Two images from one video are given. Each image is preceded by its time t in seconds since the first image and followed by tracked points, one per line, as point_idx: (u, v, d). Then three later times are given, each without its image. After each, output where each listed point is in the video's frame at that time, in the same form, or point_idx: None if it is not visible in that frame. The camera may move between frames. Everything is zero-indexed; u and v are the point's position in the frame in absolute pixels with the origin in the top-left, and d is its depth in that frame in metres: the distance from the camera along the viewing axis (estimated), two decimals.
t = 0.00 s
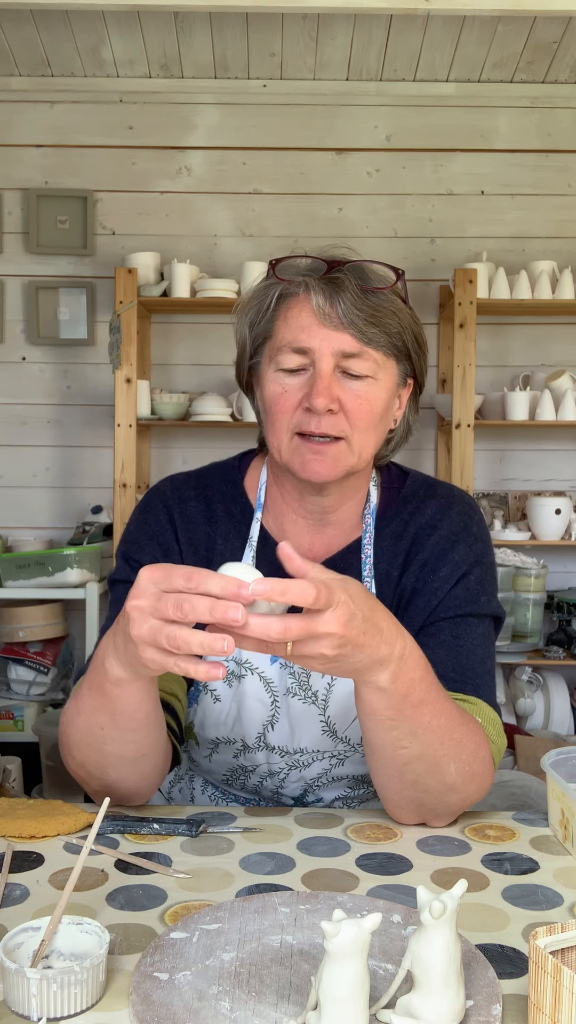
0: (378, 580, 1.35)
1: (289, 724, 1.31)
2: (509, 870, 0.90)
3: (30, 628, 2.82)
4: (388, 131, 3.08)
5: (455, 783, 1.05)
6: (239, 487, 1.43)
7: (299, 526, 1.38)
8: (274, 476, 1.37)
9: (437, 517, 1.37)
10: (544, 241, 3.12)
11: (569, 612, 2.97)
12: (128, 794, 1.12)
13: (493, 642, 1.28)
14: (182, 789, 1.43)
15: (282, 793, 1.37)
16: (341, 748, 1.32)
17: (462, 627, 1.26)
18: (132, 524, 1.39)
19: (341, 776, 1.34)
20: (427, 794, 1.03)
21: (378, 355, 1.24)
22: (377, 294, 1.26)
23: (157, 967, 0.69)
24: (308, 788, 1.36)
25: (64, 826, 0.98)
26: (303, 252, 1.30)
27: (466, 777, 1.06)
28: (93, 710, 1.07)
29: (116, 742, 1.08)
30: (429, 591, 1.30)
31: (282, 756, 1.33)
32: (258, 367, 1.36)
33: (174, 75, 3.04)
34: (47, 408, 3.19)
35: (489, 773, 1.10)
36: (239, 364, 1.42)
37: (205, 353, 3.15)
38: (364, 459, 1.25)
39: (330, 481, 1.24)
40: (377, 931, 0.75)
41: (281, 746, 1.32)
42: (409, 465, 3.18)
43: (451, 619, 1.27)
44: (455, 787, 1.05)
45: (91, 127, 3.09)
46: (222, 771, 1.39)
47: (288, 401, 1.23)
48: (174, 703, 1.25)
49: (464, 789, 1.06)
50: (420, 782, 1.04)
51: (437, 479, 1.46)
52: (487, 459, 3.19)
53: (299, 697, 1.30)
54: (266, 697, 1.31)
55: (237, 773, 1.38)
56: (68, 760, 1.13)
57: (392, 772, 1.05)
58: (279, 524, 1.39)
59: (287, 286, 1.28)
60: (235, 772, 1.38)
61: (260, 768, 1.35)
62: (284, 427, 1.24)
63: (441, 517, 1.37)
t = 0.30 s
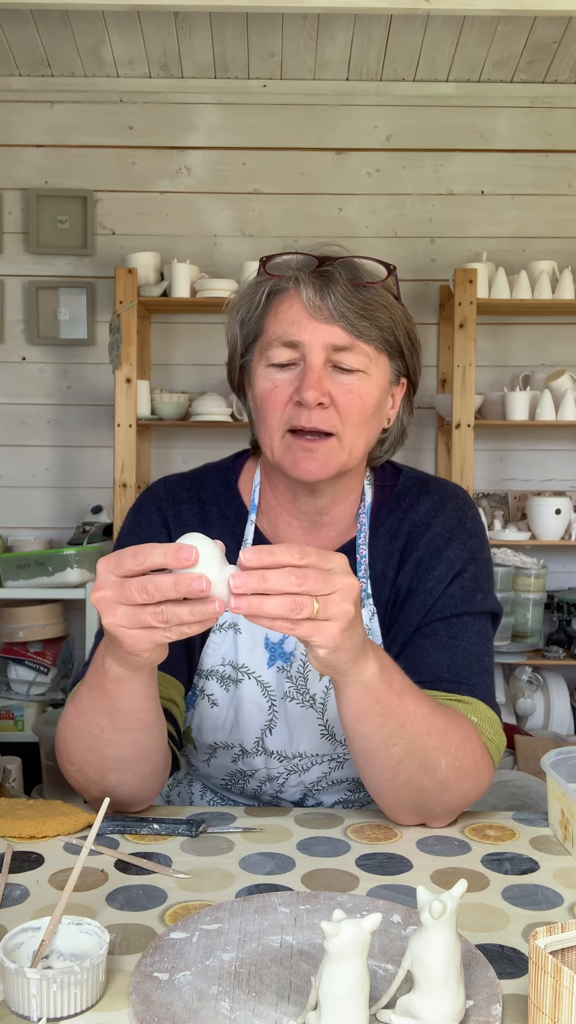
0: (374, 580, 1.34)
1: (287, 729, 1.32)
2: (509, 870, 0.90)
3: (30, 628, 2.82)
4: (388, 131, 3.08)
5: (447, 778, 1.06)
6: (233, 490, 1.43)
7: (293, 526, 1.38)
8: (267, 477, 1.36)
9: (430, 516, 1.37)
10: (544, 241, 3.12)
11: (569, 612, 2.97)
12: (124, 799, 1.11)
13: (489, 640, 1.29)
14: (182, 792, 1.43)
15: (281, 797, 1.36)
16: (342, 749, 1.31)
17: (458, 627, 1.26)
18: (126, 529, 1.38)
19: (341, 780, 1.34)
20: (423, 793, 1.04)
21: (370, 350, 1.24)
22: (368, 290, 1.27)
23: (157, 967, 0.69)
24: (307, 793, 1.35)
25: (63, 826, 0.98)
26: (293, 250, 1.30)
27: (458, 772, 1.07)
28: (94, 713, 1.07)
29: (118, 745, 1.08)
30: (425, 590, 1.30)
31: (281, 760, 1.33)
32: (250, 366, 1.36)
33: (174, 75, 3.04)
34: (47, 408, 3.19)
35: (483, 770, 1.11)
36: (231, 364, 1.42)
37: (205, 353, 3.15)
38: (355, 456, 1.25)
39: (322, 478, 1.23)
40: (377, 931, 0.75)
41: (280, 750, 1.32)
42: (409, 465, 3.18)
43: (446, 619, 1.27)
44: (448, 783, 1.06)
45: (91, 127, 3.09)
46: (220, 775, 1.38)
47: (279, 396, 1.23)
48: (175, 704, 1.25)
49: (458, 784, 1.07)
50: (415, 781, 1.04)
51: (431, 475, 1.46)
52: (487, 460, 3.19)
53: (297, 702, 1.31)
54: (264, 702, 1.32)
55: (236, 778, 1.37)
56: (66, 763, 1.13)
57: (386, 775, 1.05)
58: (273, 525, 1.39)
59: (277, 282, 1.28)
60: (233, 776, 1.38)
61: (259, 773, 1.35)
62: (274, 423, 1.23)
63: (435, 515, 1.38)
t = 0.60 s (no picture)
0: (368, 580, 1.35)
1: (283, 728, 1.32)
2: (509, 870, 0.90)
3: (30, 628, 2.82)
4: (388, 131, 3.08)
5: (442, 777, 1.06)
6: (229, 489, 1.43)
7: (289, 525, 1.38)
8: (263, 477, 1.36)
9: (424, 515, 1.37)
10: (544, 241, 3.12)
11: (569, 612, 2.97)
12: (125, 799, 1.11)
13: (485, 639, 1.28)
14: (179, 792, 1.43)
15: (278, 797, 1.36)
16: (338, 749, 1.31)
17: (452, 627, 1.26)
18: (122, 527, 1.37)
19: (337, 780, 1.33)
20: (418, 793, 1.04)
21: (364, 351, 1.24)
22: (362, 291, 1.27)
23: (158, 967, 0.69)
24: (304, 792, 1.35)
25: (63, 826, 0.98)
26: (287, 250, 1.30)
27: (452, 770, 1.07)
28: (97, 710, 1.07)
29: (121, 743, 1.08)
30: (419, 590, 1.30)
31: (277, 760, 1.33)
32: (244, 367, 1.36)
33: (174, 75, 3.04)
34: (47, 408, 3.19)
35: (479, 769, 1.11)
36: (225, 364, 1.42)
37: (205, 353, 3.15)
38: (351, 457, 1.25)
39: (318, 480, 1.23)
40: (377, 931, 0.75)
41: (276, 750, 1.32)
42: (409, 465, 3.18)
43: (441, 619, 1.27)
44: (443, 782, 1.06)
45: (91, 127, 3.09)
46: (217, 774, 1.38)
47: (274, 398, 1.23)
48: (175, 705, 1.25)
49: (453, 782, 1.07)
50: (409, 782, 1.04)
51: (426, 475, 1.46)
52: (487, 460, 3.19)
53: (292, 701, 1.31)
54: (260, 701, 1.32)
55: (233, 777, 1.37)
56: (67, 763, 1.13)
57: (381, 776, 1.05)
58: (269, 525, 1.40)
59: (271, 283, 1.28)
60: (230, 775, 1.37)
61: (256, 772, 1.35)
62: (270, 425, 1.23)
63: (428, 514, 1.37)
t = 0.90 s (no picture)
0: (368, 580, 1.35)
1: (284, 729, 1.32)
2: (509, 870, 0.90)
3: (30, 628, 2.82)
4: (388, 131, 3.08)
5: (442, 776, 1.06)
6: (229, 490, 1.43)
7: (290, 526, 1.38)
8: (263, 478, 1.36)
9: (423, 515, 1.37)
10: (544, 241, 3.12)
11: (569, 612, 2.97)
12: (126, 799, 1.11)
13: (485, 639, 1.28)
14: (180, 792, 1.42)
15: (279, 797, 1.36)
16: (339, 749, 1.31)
17: (452, 627, 1.26)
18: (123, 527, 1.37)
19: (338, 780, 1.33)
20: (419, 792, 1.04)
21: (365, 352, 1.24)
22: (362, 291, 1.27)
23: (158, 967, 0.69)
24: (305, 793, 1.35)
25: (64, 826, 0.98)
26: (286, 251, 1.30)
27: (452, 769, 1.07)
28: (98, 709, 1.07)
29: (121, 742, 1.08)
30: (419, 590, 1.30)
31: (278, 760, 1.32)
32: (244, 368, 1.36)
33: (174, 75, 3.04)
34: (47, 408, 3.19)
35: (479, 768, 1.11)
36: (225, 365, 1.41)
37: (205, 353, 3.15)
38: (352, 458, 1.25)
39: (319, 480, 1.24)
40: (377, 931, 0.75)
41: (277, 750, 1.32)
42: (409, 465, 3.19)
43: (440, 619, 1.27)
44: (443, 781, 1.06)
45: (91, 127, 3.09)
46: (218, 775, 1.38)
47: (274, 398, 1.23)
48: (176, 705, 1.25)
49: (453, 781, 1.07)
50: (409, 782, 1.04)
51: (426, 475, 1.46)
52: (487, 460, 3.19)
53: (293, 702, 1.31)
54: (261, 701, 1.32)
55: (234, 777, 1.37)
56: (67, 763, 1.13)
57: (382, 775, 1.06)
58: (270, 525, 1.40)
59: (271, 284, 1.28)
60: (231, 775, 1.37)
61: (257, 772, 1.35)
62: (270, 426, 1.24)
63: (428, 514, 1.37)
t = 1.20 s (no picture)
0: (368, 580, 1.34)
1: (284, 729, 1.32)
2: (509, 870, 0.90)
3: (30, 628, 2.82)
4: (388, 131, 3.08)
5: (441, 775, 1.06)
6: (230, 490, 1.43)
7: (290, 526, 1.39)
8: (263, 478, 1.37)
9: (423, 515, 1.37)
10: (544, 241, 3.12)
11: (569, 612, 2.97)
12: (127, 799, 1.11)
13: (484, 639, 1.28)
14: (180, 792, 1.42)
15: (279, 797, 1.36)
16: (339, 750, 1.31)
17: (452, 627, 1.26)
18: (123, 526, 1.38)
19: (338, 780, 1.33)
20: (418, 792, 1.04)
21: (366, 353, 1.24)
22: (363, 292, 1.27)
23: (157, 967, 0.69)
24: (305, 793, 1.34)
25: (63, 826, 0.98)
26: (287, 251, 1.30)
27: (451, 769, 1.08)
28: (100, 708, 1.07)
29: (123, 741, 1.08)
30: (419, 590, 1.30)
31: (278, 760, 1.32)
32: (245, 368, 1.36)
33: (174, 75, 3.04)
34: (47, 408, 3.19)
35: (478, 767, 1.11)
36: (225, 365, 1.41)
37: (205, 353, 3.15)
38: (353, 458, 1.25)
39: (320, 480, 1.24)
40: (377, 931, 0.75)
41: (277, 750, 1.32)
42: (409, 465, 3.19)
43: (440, 619, 1.27)
44: (442, 780, 1.06)
45: (91, 127, 3.09)
46: (219, 775, 1.38)
47: (276, 398, 1.23)
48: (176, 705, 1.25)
49: (452, 780, 1.07)
50: (409, 781, 1.04)
51: (425, 475, 1.46)
52: (487, 460, 3.19)
53: (293, 702, 1.31)
54: (261, 702, 1.32)
55: (234, 777, 1.37)
56: (68, 762, 1.13)
57: (381, 775, 1.06)
58: (270, 524, 1.40)
59: (272, 284, 1.28)
60: (231, 775, 1.37)
61: (257, 772, 1.34)
62: (271, 426, 1.24)
63: (428, 514, 1.38)
